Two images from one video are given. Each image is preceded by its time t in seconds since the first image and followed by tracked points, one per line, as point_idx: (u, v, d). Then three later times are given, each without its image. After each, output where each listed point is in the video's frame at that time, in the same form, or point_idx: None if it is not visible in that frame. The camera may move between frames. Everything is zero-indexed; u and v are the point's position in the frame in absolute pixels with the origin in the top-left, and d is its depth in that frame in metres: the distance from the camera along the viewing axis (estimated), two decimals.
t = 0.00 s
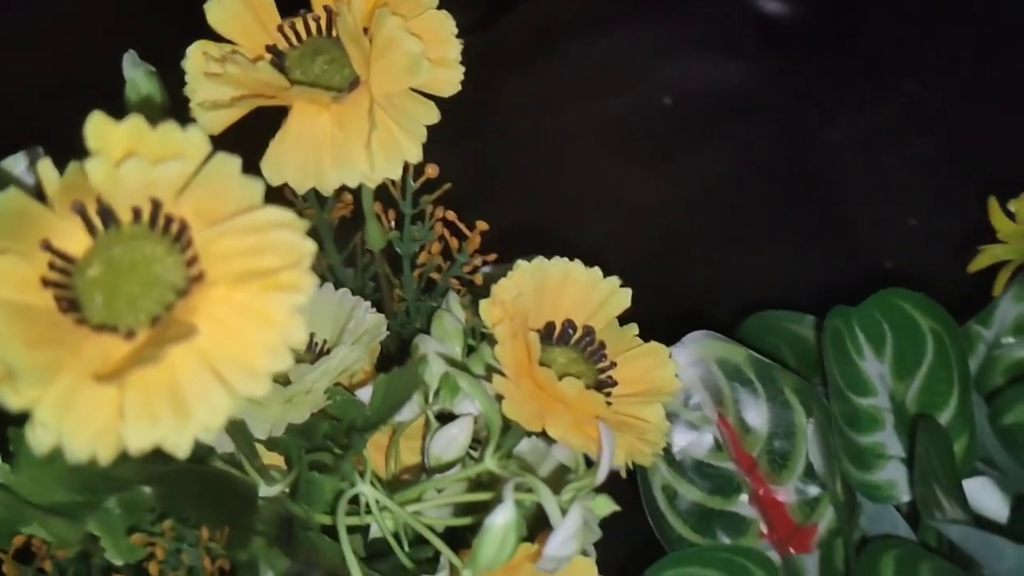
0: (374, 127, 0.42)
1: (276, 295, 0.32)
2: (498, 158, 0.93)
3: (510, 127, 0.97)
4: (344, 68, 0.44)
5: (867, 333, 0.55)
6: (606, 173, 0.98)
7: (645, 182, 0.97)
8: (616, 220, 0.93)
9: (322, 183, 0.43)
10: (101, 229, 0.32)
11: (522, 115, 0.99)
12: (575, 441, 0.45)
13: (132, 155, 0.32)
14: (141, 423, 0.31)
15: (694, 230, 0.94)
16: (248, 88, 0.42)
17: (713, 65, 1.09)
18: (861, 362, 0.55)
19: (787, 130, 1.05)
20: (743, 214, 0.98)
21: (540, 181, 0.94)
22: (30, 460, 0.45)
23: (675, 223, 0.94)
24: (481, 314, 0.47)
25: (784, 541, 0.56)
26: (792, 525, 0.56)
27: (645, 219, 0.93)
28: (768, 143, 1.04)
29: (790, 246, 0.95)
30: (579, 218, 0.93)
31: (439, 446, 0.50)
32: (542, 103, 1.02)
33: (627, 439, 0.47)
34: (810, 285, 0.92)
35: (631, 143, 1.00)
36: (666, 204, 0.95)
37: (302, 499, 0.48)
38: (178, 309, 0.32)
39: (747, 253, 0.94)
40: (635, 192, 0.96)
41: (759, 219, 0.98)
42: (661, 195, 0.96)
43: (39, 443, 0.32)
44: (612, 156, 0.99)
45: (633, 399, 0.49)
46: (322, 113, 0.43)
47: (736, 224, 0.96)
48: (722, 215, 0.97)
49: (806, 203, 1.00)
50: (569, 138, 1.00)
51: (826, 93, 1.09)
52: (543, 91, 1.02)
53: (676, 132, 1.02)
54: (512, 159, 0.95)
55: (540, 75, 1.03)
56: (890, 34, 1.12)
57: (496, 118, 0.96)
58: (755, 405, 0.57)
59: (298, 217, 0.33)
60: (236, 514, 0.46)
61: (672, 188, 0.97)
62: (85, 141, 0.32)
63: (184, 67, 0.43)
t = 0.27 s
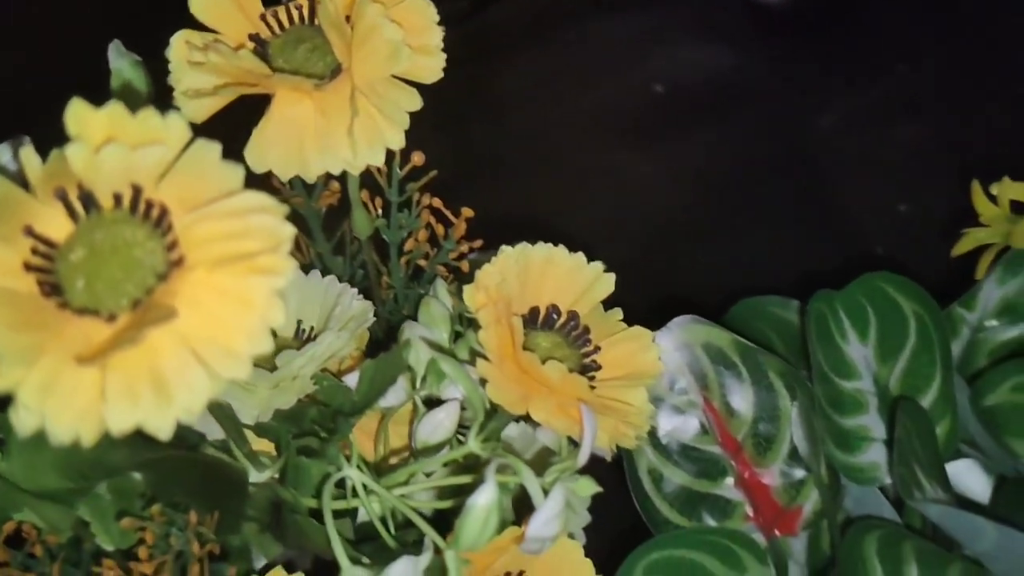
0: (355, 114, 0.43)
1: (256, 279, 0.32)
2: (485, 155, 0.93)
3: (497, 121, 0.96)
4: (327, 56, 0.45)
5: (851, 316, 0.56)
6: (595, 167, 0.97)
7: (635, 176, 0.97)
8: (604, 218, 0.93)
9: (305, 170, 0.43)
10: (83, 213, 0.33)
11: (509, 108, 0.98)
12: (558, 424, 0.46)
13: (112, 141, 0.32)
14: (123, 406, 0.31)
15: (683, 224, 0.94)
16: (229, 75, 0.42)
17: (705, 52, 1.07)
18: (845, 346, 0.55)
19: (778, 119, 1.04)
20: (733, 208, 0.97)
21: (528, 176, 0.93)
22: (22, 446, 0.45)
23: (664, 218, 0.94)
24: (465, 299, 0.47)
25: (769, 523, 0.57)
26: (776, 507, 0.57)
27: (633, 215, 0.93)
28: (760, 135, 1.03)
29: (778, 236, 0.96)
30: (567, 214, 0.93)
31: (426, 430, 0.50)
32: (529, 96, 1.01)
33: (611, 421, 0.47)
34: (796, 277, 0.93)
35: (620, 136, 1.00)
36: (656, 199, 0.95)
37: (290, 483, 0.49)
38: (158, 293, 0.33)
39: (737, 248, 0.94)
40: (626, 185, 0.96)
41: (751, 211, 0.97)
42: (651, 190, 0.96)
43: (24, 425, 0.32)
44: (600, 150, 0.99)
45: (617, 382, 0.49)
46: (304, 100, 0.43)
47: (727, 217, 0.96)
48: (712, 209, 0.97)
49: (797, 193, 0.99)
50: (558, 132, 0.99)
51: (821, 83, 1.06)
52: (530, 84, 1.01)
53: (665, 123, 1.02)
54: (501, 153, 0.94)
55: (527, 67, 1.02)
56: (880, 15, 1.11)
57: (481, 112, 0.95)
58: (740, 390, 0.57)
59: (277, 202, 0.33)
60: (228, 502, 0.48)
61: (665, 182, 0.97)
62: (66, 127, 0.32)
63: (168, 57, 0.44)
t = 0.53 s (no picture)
0: (336, 102, 0.43)
1: (235, 263, 0.33)
2: (467, 153, 0.90)
3: (480, 114, 0.93)
4: (310, 45, 0.45)
5: (834, 302, 0.56)
6: (585, 159, 0.95)
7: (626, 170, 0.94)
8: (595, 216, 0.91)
9: (287, 158, 0.43)
10: (64, 199, 0.33)
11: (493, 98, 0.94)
12: (541, 408, 0.46)
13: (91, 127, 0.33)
14: (103, 386, 0.32)
15: (676, 219, 0.92)
16: (212, 64, 0.43)
17: (694, 43, 1.02)
18: (828, 332, 0.55)
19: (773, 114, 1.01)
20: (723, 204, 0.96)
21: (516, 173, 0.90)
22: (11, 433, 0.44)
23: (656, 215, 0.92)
24: (449, 285, 0.47)
25: (753, 507, 0.58)
26: (761, 491, 0.58)
27: (624, 212, 0.91)
28: (753, 129, 1.00)
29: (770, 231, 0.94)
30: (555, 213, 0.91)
31: (412, 416, 0.50)
32: (512, 85, 0.96)
33: (595, 405, 0.48)
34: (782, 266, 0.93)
35: (610, 127, 0.97)
36: (648, 194, 0.93)
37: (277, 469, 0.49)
38: (139, 277, 0.33)
39: (729, 247, 0.92)
40: (617, 180, 0.93)
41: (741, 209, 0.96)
42: (643, 184, 0.93)
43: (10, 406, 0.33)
44: (590, 142, 0.96)
45: (600, 366, 0.50)
46: (287, 89, 0.43)
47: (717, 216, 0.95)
48: (703, 206, 0.95)
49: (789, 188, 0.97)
50: (546, 122, 0.96)
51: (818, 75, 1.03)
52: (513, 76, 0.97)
53: (657, 112, 0.98)
54: (485, 148, 0.91)
55: (511, 56, 0.97)
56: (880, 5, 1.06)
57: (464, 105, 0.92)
58: (724, 375, 0.58)
59: (255, 186, 0.34)
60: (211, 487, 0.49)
61: (658, 176, 0.94)
62: (46, 114, 0.33)
63: (153, 47, 0.45)
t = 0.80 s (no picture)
0: (319, 86, 0.44)
1: (216, 243, 0.33)
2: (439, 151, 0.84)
3: (453, 106, 0.87)
4: (293, 30, 0.46)
5: (819, 284, 0.56)
6: (568, 147, 0.90)
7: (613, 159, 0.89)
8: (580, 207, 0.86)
9: (271, 142, 0.44)
10: (46, 180, 0.34)
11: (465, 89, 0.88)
12: (526, 390, 0.46)
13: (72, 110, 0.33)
14: (85, 365, 0.32)
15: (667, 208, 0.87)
16: (196, 50, 0.43)
17: (690, 25, 0.93)
18: (815, 315, 0.55)
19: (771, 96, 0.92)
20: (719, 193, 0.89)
21: (494, 170, 0.85)
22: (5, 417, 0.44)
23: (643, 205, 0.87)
24: (433, 269, 0.48)
25: (740, 490, 0.58)
26: (747, 474, 0.58)
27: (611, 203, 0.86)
28: (751, 112, 0.91)
29: (764, 218, 0.89)
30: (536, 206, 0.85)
31: (399, 399, 0.51)
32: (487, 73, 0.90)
33: (579, 386, 0.48)
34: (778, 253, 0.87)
35: (597, 112, 0.91)
36: (636, 184, 0.87)
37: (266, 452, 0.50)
38: (121, 257, 0.33)
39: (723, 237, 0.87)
40: (604, 170, 0.88)
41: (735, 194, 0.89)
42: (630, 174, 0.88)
43: None
44: (574, 129, 0.90)
45: (584, 348, 0.51)
46: (270, 73, 0.44)
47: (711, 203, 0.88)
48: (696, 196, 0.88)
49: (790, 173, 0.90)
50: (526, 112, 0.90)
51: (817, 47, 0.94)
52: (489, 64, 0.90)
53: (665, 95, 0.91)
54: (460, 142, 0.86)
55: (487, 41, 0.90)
56: None
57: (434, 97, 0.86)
58: (710, 358, 0.58)
59: (235, 167, 0.34)
60: (201, 472, 0.51)
61: (647, 163, 0.88)
62: (29, 97, 0.34)
63: (138, 33, 0.46)
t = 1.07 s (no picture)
0: (300, 68, 0.44)
1: (194, 222, 0.34)
2: (419, 136, 0.81)
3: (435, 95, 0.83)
4: (275, 12, 0.46)
5: (802, 265, 0.56)
6: (555, 131, 0.85)
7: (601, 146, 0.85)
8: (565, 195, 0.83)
9: (254, 125, 0.44)
10: (28, 160, 0.34)
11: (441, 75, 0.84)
12: (509, 369, 0.47)
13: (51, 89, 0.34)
14: (67, 342, 0.33)
15: (654, 194, 0.84)
16: (178, 32, 0.43)
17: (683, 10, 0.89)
18: (797, 295, 0.56)
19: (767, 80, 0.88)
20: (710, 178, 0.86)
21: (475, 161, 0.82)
22: None
23: (629, 187, 0.84)
24: (417, 250, 0.48)
25: (724, 469, 0.59)
26: (732, 453, 0.59)
27: (594, 191, 0.84)
28: (743, 99, 0.88)
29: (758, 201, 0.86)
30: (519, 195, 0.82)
31: (385, 380, 0.52)
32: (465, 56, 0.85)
33: (562, 365, 0.49)
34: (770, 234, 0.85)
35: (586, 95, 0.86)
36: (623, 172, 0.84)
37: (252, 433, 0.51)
38: (101, 235, 0.34)
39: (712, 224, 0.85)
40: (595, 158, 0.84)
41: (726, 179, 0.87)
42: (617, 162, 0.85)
43: None
44: (561, 115, 0.86)
45: (568, 328, 0.51)
46: (252, 56, 0.44)
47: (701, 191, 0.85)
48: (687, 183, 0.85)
49: (783, 162, 0.88)
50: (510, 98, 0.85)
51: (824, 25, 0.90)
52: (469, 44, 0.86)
53: (660, 80, 0.87)
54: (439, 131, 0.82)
55: (472, 26, 0.86)
56: None
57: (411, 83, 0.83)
58: (694, 339, 0.58)
59: (213, 146, 0.35)
60: (194, 453, 0.52)
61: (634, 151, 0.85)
62: (8, 77, 0.34)
63: (122, 16, 0.46)
